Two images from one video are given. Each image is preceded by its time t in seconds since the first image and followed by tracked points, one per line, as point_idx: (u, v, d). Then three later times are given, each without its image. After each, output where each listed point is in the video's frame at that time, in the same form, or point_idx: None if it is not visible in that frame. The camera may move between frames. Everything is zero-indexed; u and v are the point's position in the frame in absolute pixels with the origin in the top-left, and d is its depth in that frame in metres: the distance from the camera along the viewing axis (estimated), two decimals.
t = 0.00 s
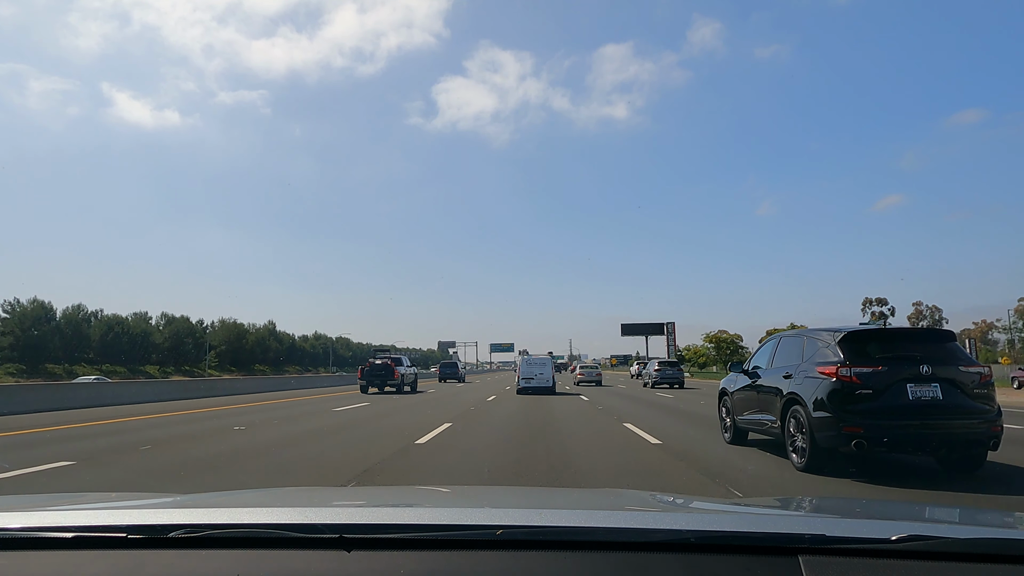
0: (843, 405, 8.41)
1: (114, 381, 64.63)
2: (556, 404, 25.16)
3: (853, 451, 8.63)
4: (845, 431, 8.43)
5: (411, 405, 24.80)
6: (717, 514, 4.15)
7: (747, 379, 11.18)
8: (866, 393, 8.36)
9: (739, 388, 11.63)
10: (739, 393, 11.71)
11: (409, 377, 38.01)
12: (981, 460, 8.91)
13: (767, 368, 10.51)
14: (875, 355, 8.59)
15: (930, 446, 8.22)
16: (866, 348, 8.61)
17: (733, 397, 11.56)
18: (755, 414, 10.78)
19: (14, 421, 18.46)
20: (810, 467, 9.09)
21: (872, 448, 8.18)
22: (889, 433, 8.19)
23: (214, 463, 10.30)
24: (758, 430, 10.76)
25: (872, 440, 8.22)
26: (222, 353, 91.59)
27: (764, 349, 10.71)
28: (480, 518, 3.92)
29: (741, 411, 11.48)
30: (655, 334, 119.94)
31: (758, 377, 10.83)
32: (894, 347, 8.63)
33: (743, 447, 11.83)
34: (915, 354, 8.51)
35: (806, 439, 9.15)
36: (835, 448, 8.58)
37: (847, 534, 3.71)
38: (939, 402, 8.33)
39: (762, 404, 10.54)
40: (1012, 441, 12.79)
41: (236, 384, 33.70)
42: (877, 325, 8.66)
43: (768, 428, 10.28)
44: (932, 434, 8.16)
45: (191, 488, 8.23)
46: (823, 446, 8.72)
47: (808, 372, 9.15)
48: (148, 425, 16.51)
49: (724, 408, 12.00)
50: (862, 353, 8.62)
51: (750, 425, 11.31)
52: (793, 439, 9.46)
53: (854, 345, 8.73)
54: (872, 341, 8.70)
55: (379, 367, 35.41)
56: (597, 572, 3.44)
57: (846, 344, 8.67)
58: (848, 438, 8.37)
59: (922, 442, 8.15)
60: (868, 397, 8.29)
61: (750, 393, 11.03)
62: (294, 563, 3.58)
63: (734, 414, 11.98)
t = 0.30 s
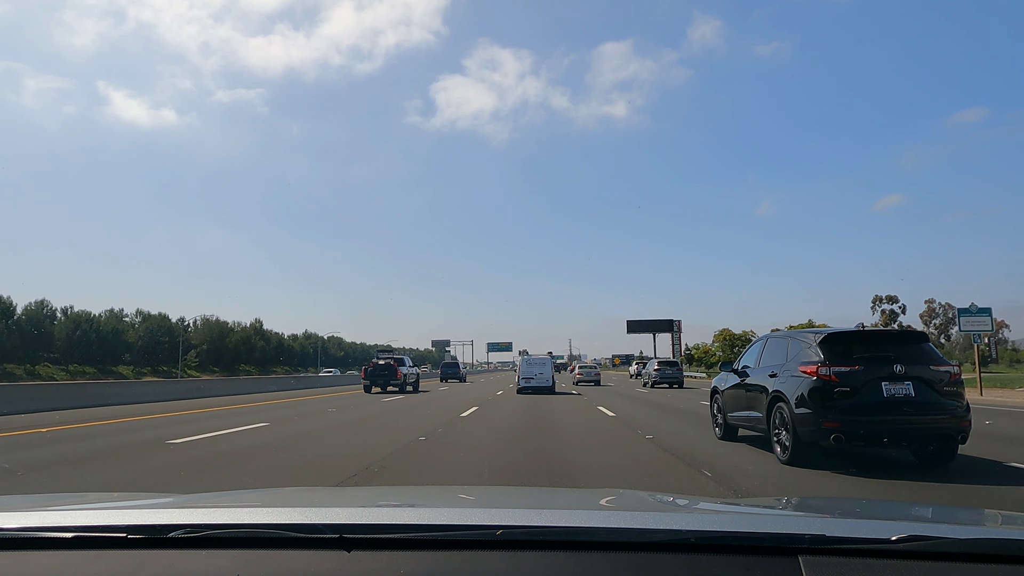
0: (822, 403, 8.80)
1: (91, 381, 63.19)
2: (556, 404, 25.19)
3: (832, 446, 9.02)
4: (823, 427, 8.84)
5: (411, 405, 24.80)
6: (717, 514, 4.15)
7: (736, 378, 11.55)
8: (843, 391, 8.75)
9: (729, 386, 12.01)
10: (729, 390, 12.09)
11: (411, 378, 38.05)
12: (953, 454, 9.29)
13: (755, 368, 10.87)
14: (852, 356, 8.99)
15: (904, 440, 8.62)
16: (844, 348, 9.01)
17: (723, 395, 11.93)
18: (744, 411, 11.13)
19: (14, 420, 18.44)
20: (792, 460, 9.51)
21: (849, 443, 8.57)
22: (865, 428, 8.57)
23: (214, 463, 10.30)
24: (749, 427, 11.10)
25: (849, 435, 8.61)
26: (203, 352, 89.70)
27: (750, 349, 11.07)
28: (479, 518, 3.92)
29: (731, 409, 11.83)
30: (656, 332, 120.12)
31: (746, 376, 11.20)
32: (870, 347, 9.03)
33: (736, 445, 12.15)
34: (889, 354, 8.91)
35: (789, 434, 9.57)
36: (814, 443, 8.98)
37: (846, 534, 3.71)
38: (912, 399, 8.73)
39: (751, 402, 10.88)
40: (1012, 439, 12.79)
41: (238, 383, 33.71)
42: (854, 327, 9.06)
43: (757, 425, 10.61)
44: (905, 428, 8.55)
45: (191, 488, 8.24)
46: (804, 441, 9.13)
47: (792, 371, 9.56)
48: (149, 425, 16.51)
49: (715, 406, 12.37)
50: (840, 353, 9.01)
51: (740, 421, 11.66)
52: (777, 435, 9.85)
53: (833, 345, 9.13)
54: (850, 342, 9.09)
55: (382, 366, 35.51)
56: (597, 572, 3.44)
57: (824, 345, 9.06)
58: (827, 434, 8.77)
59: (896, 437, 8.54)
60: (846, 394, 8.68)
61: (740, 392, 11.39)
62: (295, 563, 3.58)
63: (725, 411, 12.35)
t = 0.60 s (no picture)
0: (802, 400, 9.41)
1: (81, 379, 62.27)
2: (557, 404, 25.24)
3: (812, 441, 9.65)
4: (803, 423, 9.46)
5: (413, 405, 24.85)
6: (718, 514, 4.14)
7: (725, 377, 12.07)
8: (822, 389, 9.35)
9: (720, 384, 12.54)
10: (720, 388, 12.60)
11: (414, 379, 38.25)
12: (925, 448, 9.90)
13: (743, 368, 11.40)
14: (831, 357, 9.59)
15: (876, 435, 9.24)
16: (823, 350, 9.59)
17: (713, 394, 12.46)
18: (733, 409, 11.66)
19: (15, 421, 18.44)
20: (776, 454, 10.10)
21: (826, 438, 9.19)
22: (841, 424, 9.19)
23: (215, 463, 10.32)
24: (737, 423, 11.62)
25: (826, 430, 9.23)
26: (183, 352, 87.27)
27: (739, 350, 11.58)
28: (479, 518, 3.92)
29: (721, 406, 12.36)
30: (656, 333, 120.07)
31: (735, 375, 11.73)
32: (847, 349, 9.64)
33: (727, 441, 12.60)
34: (865, 355, 9.52)
35: (773, 430, 10.14)
36: (795, 437, 9.59)
37: (846, 534, 3.71)
38: (886, 397, 9.34)
39: (739, 399, 11.41)
40: (1012, 441, 12.83)
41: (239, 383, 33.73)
42: (833, 330, 9.65)
43: (745, 421, 11.13)
44: (878, 425, 9.17)
45: (192, 488, 8.26)
46: (786, 436, 9.74)
47: (776, 371, 10.13)
48: (150, 425, 16.55)
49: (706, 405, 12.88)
50: (820, 354, 9.60)
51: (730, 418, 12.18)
52: (761, 431, 10.43)
53: (813, 347, 9.72)
54: (829, 344, 9.69)
55: (386, 367, 35.73)
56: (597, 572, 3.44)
57: (805, 347, 9.65)
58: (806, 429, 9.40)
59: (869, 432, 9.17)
60: (825, 393, 9.27)
61: (729, 390, 11.91)
62: (295, 563, 3.58)
63: (716, 409, 12.86)
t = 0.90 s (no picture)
0: (783, 400, 9.96)
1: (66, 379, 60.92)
2: (556, 404, 25.27)
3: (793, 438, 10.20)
4: (785, 421, 10.01)
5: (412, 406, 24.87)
6: (718, 514, 4.14)
7: (715, 378, 12.57)
8: (802, 389, 9.91)
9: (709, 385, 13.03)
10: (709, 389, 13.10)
11: (416, 379, 38.38)
12: (901, 446, 10.42)
13: (730, 369, 11.96)
14: (810, 359, 10.15)
15: (853, 433, 9.79)
16: (804, 353, 10.16)
17: (702, 394, 12.94)
18: (721, 408, 12.19)
19: (15, 421, 18.42)
20: (760, 451, 10.63)
21: (805, 435, 9.74)
22: (819, 422, 9.74)
23: (216, 463, 10.34)
24: (725, 422, 12.14)
25: (805, 428, 9.78)
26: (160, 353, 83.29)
27: (727, 353, 12.11)
28: (480, 518, 3.92)
29: (710, 406, 12.89)
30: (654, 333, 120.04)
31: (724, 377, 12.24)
32: (825, 352, 10.21)
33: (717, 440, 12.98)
34: (842, 358, 10.08)
35: (757, 429, 10.69)
36: (777, 435, 10.14)
37: (846, 534, 3.72)
38: (861, 397, 9.89)
39: (728, 399, 11.89)
40: (1010, 441, 12.86)
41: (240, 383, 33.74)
42: (813, 334, 10.22)
43: (734, 419, 11.58)
44: (854, 423, 9.71)
45: (193, 488, 8.29)
46: (769, 434, 10.28)
47: (760, 372, 10.67)
48: (151, 425, 16.58)
49: (695, 404, 13.41)
50: (800, 357, 10.16)
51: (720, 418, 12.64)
52: (746, 429, 10.95)
53: (794, 350, 10.29)
54: (809, 347, 10.26)
55: (388, 367, 35.86)
56: (597, 572, 3.43)
57: (786, 349, 10.22)
58: (787, 427, 9.95)
59: (845, 429, 9.72)
60: (804, 392, 9.82)
61: (718, 390, 12.40)
62: (295, 563, 3.58)
63: (705, 409, 13.33)
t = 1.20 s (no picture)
0: (766, 397, 10.53)
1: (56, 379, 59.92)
2: (555, 404, 25.34)
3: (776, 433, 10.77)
4: (768, 417, 10.58)
5: (413, 405, 24.93)
6: (718, 514, 4.14)
7: (705, 378, 13.16)
8: (783, 388, 10.48)
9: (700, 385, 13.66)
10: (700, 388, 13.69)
11: (418, 379, 38.47)
12: (879, 440, 10.97)
13: (718, 369, 12.56)
14: (792, 359, 10.71)
15: (831, 428, 10.35)
16: (786, 353, 10.73)
17: (693, 393, 13.52)
18: (710, 405, 12.78)
19: (14, 421, 18.41)
20: (745, 446, 11.20)
21: (786, 430, 10.31)
22: (799, 418, 10.31)
23: (217, 463, 10.34)
24: (715, 419, 12.73)
25: (786, 423, 10.35)
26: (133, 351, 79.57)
27: (715, 353, 12.71)
28: (480, 518, 3.92)
29: (701, 403, 13.49)
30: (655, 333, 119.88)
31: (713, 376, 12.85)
32: (805, 352, 10.79)
33: (711, 437, 13.32)
34: (821, 358, 10.66)
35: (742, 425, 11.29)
36: (761, 430, 10.71)
37: (846, 534, 3.72)
38: (840, 394, 10.45)
39: (717, 396, 12.45)
40: (1009, 441, 12.90)
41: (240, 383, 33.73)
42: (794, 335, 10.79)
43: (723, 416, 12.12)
44: (832, 419, 10.27)
45: (193, 488, 8.30)
46: (753, 430, 10.86)
47: (745, 371, 11.28)
48: (151, 425, 16.59)
49: (686, 402, 14.00)
50: (782, 357, 10.74)
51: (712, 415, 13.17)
52: (734, 425, 11.50)
53: (776, 351, 10.86)
54: (790, 348, 10.84)
55: (392, 368, 36.02)
56: (597, 572, 3.43)
57: (769, 350, 10.78)
58: (770, 422, 10.52)
59: (824, 424, 10.29)
60: (785, 390, 10.38)
61: (708, 389, 12.99)
62: (296, 563, 3.57)
63: (697, 407, 13.89)
